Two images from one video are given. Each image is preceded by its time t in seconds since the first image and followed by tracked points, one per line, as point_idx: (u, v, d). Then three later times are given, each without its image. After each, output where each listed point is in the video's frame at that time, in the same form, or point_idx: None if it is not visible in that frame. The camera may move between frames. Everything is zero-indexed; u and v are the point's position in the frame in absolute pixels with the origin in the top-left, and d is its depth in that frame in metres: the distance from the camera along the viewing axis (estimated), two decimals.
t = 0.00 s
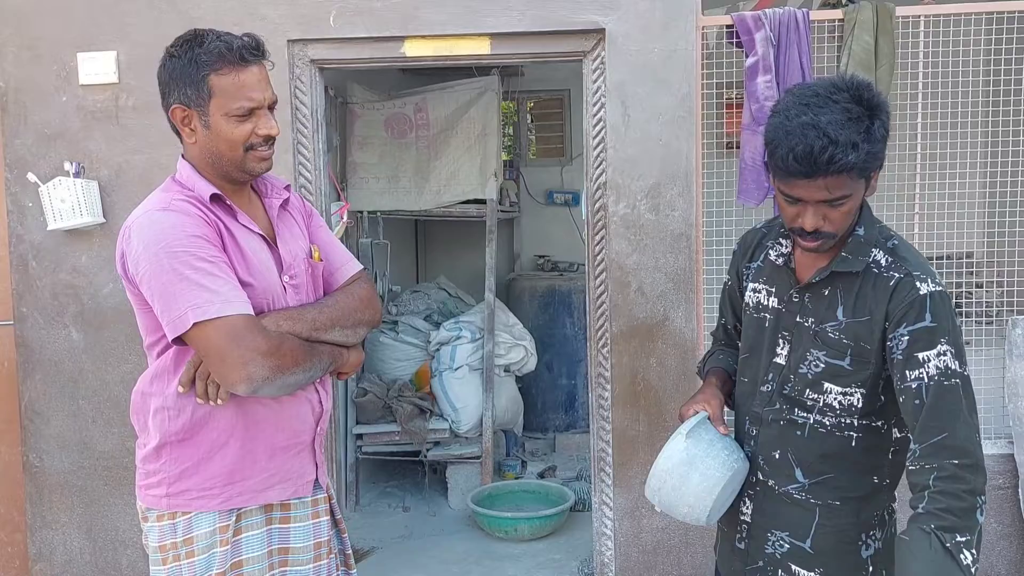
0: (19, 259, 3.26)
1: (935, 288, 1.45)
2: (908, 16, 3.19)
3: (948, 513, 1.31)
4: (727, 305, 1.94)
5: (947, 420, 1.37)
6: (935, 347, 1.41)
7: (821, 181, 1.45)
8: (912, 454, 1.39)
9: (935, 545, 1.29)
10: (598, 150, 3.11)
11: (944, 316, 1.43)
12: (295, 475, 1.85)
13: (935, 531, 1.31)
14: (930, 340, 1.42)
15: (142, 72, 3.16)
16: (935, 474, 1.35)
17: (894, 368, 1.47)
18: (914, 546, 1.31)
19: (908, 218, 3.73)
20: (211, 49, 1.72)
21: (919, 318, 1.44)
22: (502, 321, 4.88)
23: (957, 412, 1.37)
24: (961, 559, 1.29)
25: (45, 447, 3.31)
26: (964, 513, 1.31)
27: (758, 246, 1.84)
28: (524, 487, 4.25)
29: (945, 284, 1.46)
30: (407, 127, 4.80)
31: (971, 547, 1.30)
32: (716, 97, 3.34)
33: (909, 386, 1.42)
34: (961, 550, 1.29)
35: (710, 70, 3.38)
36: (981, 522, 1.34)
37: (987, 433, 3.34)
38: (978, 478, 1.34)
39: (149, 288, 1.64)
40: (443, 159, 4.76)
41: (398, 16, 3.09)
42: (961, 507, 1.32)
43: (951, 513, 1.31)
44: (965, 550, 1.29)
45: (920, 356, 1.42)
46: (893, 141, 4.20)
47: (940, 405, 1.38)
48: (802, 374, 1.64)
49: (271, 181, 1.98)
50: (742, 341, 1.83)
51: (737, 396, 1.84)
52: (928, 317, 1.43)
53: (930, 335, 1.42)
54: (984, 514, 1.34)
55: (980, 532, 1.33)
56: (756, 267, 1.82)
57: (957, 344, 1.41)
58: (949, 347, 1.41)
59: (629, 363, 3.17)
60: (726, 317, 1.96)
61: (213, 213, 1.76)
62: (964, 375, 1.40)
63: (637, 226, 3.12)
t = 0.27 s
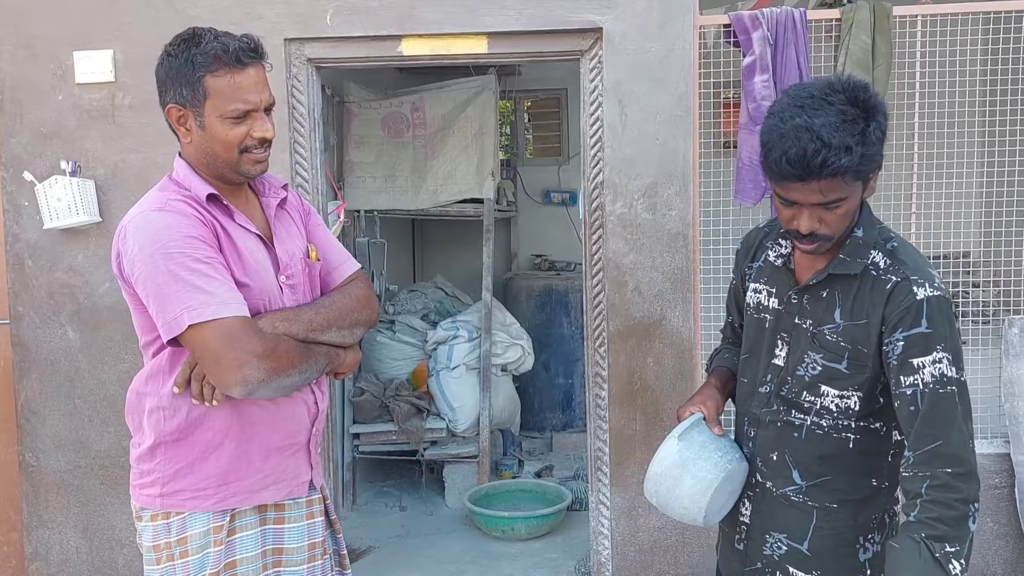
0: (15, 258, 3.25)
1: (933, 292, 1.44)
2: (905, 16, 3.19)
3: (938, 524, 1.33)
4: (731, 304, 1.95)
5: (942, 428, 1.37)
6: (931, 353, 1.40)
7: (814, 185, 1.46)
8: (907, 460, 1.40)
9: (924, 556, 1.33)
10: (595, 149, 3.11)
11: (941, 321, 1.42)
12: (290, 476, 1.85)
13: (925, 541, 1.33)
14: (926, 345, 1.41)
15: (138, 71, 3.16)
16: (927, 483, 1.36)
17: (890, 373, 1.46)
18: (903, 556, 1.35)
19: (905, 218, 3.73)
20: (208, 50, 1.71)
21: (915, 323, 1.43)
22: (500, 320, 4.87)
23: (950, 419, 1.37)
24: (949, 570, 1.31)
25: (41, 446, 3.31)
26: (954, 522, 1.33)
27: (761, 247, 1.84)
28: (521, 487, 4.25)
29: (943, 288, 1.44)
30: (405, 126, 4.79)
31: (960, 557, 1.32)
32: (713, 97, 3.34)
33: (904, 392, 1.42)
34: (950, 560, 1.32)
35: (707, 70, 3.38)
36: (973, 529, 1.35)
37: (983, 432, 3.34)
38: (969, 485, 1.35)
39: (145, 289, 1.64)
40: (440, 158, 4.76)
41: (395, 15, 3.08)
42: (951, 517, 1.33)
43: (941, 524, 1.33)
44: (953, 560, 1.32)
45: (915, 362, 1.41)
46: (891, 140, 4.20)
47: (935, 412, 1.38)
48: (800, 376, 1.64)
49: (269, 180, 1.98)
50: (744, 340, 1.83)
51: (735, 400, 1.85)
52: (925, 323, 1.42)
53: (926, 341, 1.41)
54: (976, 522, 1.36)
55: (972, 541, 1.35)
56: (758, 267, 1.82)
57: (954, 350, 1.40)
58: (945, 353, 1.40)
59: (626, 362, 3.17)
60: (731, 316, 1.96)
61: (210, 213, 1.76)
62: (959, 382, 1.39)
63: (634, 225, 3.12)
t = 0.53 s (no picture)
0: (10, 257, 3.25)
1: (924, 290, 1.44)
2: (901, 15, 3.20)
3: (920, 521, 1.35)
4: (724, 301, 1.95)
5: (928, 423, 1.38)
6: (919, 350, 1.41)
7: (808, 182, 1.46)
8: (890, 454, 1.41)
9: (905, 552, 1.34)
10: (591, 148, 3.11)
11: (931, 319, 1.42)
12: (284, 476, 1.85)
13: (906, 537, 1.35)
14: (915, 342, 1.41)
15: (134, 69, 3.15)
16: (910, 479, 1.37)
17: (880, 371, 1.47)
18: (884, 551, 1.36)
19: (901, 217, 3.74)
20: (205, 48, 1.71)
21: (905, 321, 1.43)
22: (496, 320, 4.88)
23: (935, 416, 1.38)
24: (929, 565, 1.33)
25: (36, 445, 3.30)
26: (936, 518, 1.35)
27: (755, 245, 1.85)
28: (518, 486, 4.25)
29: (935, 287, 1.44)
30: (401, 125, 4.79)
31: (940, 553, 1.34)
32: (709, 96, 3.35)
33: (891, 388, 1.43)
34: (930, 556, 1.33)
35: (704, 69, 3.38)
36: (954, 525, 1.37)
37: (978, 431, 3.35)
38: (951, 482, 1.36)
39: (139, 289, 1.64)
40: (437, 158, 4.75)
41: (392, 14, 3.08)
42: (932, 513, 1.35)
43: (923, 521, 1.35)
44: (934, 557, 1.33)
45: (904, 358, 1.42)
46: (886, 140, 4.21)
47: (920, 408, 1.38)
48: (793, 374, 1.64)
49: (265, 179, 1.97)
50: (737, 338, 1.84)
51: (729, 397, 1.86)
52: (915, 320, 1.42)
53: (915, 338, 1.41)
54: (956, 517, 1.37)
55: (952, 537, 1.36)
56: (752, 266, 1.82)
57: (943, 347, 1.40)
58: (934, 351, 1.40)
59: (622, 361, 3.17)
60: (724, 314, 1.97)
61: (205, 212, 1.75)
62: (947, 379, 1.39)
63: (630, 224, 3.12)
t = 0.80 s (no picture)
0: (8, 255, 3.25)
1: (914, 289, 1.44)
2: (899, 14, 3.20)
3: (875, 512, 1.39)
4: (721, 300, 1.96)
5: (901, 419, 1.41)
6: (904, 347, 1.42)
7: (805, 181, 1.46)
8: (861, 447, 1.45)
9: (855, 541, 1.38)
10: (589, 147, 3.12)
11: (919, 318, 1.43)
12: (281, 475, 1.85)
13: (860, 526, 1.39)
14: (901, 340, 1.42)
15: (132, 67, 3.15)
16: (875, 471, 1.41)
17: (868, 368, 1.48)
18: (838, 539, 1.40)
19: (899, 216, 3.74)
20: (203, 47, 1.71)
21: (893, 319, 1.44)
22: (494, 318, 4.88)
23: (911, 414, 1.41)
24: (878, 556, 1.37)
25: (34, 444, 3.30)
26: (890, 510, 1.38)
27: (752, 244, 1.85)
28: (515, 484, 4.25)
29: (926, 286, 1.45)
30: (399, 124, 4.79)
31: (891, 545, 1.38)
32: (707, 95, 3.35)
33: (874, 384, 1.44)
34: (881, 547, 1.37)
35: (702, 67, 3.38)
36: (911, 520, 1.40)
37: (975, 429, 3.36)
38: (915, 477, 1.39)
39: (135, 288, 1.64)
40: (435, 156, 4.75)
41: (389, 12, 3.08)
42: (888, 506, 1.39)
43: (877, 511, 1.39)
44: (884, 548, 1.37)
45: (889, 355, 1.43)
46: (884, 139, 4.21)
47: (896, 403, 1.41)
48: (788, 372, 1.64)
49: (263, 178, 1.97)
50: (733, 337, 1.84)
51: (724, 394, 1.86)
52: (902, 319, 1.43)
53: (903, 336, 1.42)
54: (915, 513, 1.40)
55: (907, 532, 1.40)
56: (748, 264, 1.82)
57: (929, 346, 1.42)
58: (919, 350, 1.41)
59: (620, 359, 3.17)
60: (720, 311, 1.97)
61: (202, 211, 1.75)
62: (929, 379, 1.41)
63: (628, 223, 3.12)
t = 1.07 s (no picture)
0: (4, 253, 3.24)
1: (906, 288, 1.45)
2: (896, 14, 3.20)
3: (869, 512, 1.39)
4: (716, 298, 1.95)
5: (892, 418, 1.41)
6: (896, 346, 1.42)
7: (796, 177, 1.46)
8: (855, 446, 1.45)
9: (850, 542, 1.38)
10: (586, 146, 3.12)
11: (912, 316, 1.43)
12: (278, 475, 1.85)
13: (854, 527, 1.39)
14: (894, 339, 1.43)
15: (129, 65, 3.14)
16: (869, 470, 1.41)
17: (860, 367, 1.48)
18: (832, 540, 1.40)
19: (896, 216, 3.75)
20: (202, 47, 1.70)
21: (886, 318, 1.44)
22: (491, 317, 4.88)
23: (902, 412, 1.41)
24: (872, 557, 1.37)
25: (31, 442, 3.30)
26: (884, 510, 1.39)
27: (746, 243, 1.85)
28: (512, 483, 4.25)
29: (918, 285, 1.45)
30: (397, 122, 4.79)
31: (885, 545, 1.38)
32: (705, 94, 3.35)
33: (866, 382, 1.45)
34: (875, 548, 1.37)
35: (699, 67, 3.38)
36: (905, 518, 1.41)
37: (972, 429, 3.37)
38: (909, 476, 1.40)
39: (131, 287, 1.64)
40: (432, 155, 4.75)
41: (387, 11, 3.07)
42: (882, 505, 1.39)
43: (871, 512, 1.39)
44: (878, 548, 1.37)
45: (881, 354, 1.43)
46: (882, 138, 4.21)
47: (888, 402, 1.41)
48: (781, 371, 1.64)
49: (262, 177, 1.97)
50: (727, 335, 1.84)
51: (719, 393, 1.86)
52: (895, 317, 1.43)
53: (895, 335, 1.43)
54: (909, 512, 1.41)
55: (901, 530, 1.40)
56: (742, 262, 1.82)
57: (921, 345, 1.42)
58: (912, 349, 1.42)
59: (618, 359, 3.17)
60: (715, 310, 1.97)
61: (199, 211, 1.75)
62: (921, 378, 1.42)
63: (625, 222, 3.12)
